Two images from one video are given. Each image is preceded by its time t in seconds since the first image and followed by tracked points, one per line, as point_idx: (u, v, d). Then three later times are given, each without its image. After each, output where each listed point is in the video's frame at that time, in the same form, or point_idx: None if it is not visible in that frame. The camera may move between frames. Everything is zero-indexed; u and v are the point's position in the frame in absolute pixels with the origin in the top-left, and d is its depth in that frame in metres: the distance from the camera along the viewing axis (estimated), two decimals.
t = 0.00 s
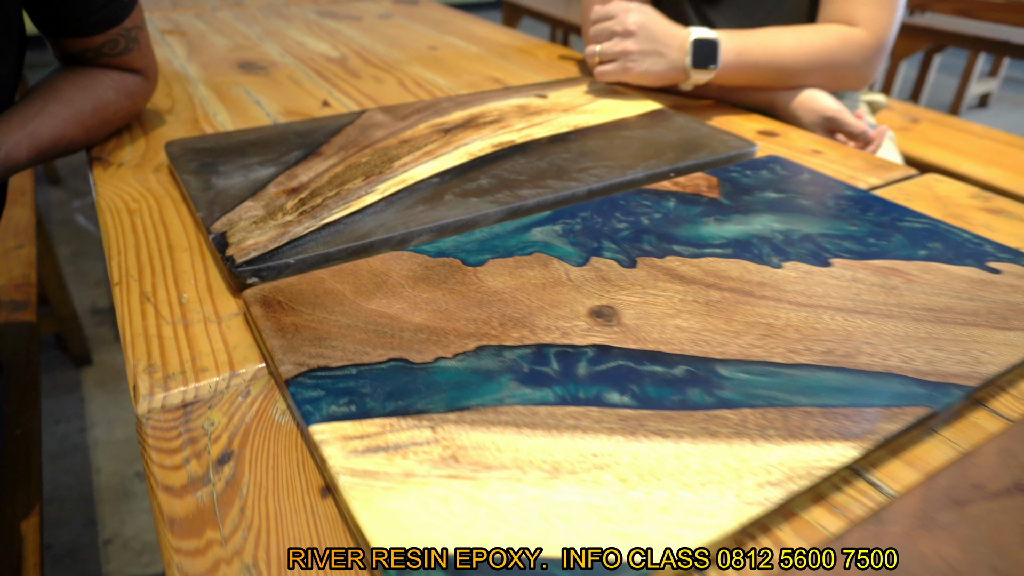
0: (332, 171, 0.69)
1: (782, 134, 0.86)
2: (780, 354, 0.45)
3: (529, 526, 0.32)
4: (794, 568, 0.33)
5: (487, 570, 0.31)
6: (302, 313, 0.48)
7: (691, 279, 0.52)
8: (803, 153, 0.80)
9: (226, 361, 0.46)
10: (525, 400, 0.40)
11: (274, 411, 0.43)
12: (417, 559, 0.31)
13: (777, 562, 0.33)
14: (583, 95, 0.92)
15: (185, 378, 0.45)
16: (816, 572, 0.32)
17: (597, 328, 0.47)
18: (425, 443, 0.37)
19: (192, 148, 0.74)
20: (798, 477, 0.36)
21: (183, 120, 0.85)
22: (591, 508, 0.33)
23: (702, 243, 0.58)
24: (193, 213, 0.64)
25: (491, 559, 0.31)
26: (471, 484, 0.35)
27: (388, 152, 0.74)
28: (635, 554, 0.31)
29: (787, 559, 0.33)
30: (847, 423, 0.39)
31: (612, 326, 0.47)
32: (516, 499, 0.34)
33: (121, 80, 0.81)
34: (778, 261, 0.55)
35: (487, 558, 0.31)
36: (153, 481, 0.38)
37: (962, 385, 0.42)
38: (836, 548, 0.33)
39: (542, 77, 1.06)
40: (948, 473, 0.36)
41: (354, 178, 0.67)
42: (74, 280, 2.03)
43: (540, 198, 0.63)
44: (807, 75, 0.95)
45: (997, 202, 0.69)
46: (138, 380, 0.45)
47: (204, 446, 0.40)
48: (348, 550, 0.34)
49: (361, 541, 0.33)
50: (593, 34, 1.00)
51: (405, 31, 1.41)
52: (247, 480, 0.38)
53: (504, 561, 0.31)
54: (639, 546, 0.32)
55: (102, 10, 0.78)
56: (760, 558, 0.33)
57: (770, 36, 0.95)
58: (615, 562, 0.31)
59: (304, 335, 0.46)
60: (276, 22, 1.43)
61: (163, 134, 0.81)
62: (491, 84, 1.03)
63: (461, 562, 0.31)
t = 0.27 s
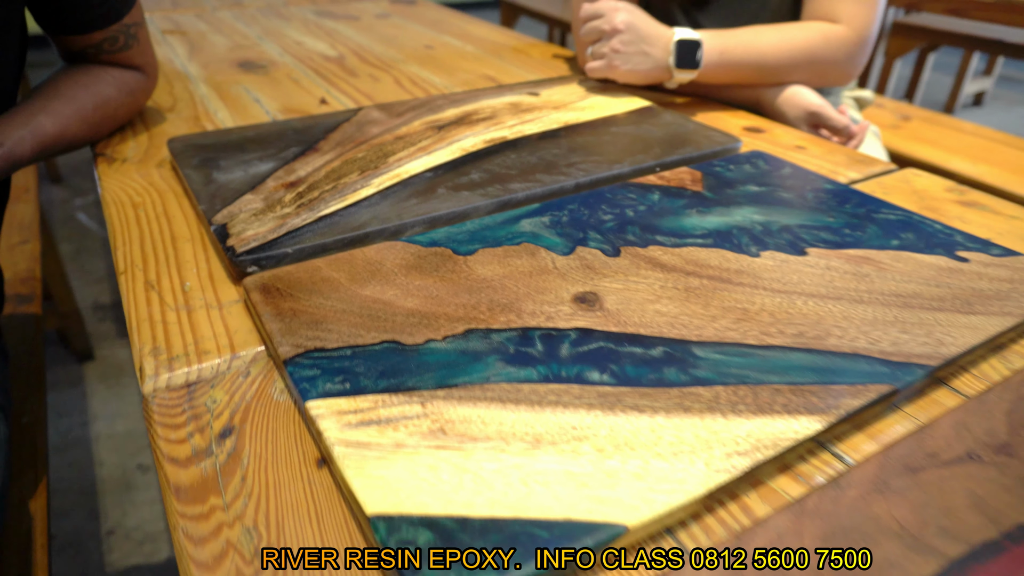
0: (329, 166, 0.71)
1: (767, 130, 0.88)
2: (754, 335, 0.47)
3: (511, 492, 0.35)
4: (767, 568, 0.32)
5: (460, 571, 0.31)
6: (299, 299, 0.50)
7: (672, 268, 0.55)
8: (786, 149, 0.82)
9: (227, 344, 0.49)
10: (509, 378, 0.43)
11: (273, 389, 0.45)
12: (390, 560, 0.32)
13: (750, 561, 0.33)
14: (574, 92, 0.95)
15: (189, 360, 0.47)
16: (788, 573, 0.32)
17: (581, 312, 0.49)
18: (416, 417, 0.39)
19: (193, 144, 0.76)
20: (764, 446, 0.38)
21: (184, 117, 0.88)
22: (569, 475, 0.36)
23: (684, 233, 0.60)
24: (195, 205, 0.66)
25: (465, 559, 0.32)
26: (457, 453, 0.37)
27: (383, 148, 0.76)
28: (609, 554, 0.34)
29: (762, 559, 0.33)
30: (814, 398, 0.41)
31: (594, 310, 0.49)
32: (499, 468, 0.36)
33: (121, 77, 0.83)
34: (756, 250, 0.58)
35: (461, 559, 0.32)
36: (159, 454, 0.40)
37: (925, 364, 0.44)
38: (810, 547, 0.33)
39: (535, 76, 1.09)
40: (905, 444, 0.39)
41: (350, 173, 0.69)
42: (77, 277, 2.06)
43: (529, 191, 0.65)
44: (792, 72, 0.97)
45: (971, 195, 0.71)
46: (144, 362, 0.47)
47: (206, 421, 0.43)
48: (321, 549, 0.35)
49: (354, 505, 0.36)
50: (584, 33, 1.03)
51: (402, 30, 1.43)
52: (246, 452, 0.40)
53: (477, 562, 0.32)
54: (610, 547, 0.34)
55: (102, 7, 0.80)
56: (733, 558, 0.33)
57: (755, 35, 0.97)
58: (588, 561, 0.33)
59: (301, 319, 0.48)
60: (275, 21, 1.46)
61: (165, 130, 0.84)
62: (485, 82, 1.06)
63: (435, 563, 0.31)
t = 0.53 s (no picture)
0: (332, 159, 0.73)
1: (758, 125, 0.91)
2: (739, 317, 0.49)
3: (505, 459, 0.37)
4: (741, 568, 0.32)
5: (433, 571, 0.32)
6: (305, 284, 0.53)
7: (662, 255, 0.57)
8: (776, 143, 0.85)
9: (236, 326, 0.51)
10: (505, 356, 0.45)
11: (280, 368, 0.48)
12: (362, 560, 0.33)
13: (724, 562, 0.32)
14: (570, 88, 0.97)
15: (200, 341, 0.49)
16: (764, 572, 0.32)
17: (574, 296, 0.51)
18: (416, 391, 0.42)
19: (199, 138, 0.78)
20: (745, 417, 0.40)
21: (190, 113, 0.90)
22: (560, 443, 0.38)
23: (674, 223, 0.62)
24: (202, 196, 0.69)
25: (438, 559, 0.32)
26: (455, 424, 0.39)
27: (384, 142, 0.78)
28: (582, 554, 0.34)
29: (735, 559, 0.32)
30: (794, 374, 0.44)
31: (586, 294, 0.52)
32: (495, 437, 0.38)
33: (128, 72, 0.85)
34: (743, 238, 0.60)
35: (434, 559, 0.32)
36: (172, 427, 0.43)
37: (901, 344, 0.46)
38: (783, 547, 0.33)
39: (533, 73, 1.11)
40: (879, 417, 0.41)
41: (352, 165, 0.71)
42: (80, 274, 2.08)
43: (525, 182, 0.68)
44: (780, 67, 1.00)
45: (954, 187, 0.74)
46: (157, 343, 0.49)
47: (217, 396, 0.45)
48: (293, 549, 0.34)
49: (357, 472, 0.38)
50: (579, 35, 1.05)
51: (402, 29, 1.45)
52: (255, 425, 0.43)
53: (450, 562, 0.32)
54: (586, 548, 0.34)
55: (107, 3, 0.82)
56: (707, 558, 0.33)
57: (744, 31, 0.99)
58: (561, 562, 0.34)
59: (307, 302, 0.50)
60: (276, 20, 1.48)
61: (171, 125, 0.86)
62: (483, 79, 1.08)
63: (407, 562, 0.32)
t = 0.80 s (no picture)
0: (325, 152, 0.76)
1: (743, 121, 0.93)
2: (710, 302, 0.51)
3: (481, 429, 0.39)
4: (715, 568, 0.32)
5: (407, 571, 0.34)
6: (297, 270, 0.55)
7: (640, 243, 0.59)
8: (759, 139, 0.87)
9: (230, 310, 0.53)
10: (485, 336, 0.47)
11: (272, 348, 0.50)
12: (337, 560, 0.35)
13: (698, 561, 0.32)
14: (559, 86, 0.99)
15: (196, 324, 0.52)
16: (737, 572, 0.32)
17: (554, 282, 0.54)
18: (399, 368, 0.44)
19: (197, 133, 0.81)
20: (709, 393, 0.42)
21: (188, 109, 0.92)
22: (534, 416, 0.40)
23: (654, 214, 0.64)
24: (199, 188, 0.71)
25: (413, 559, 0.35)
26: (435, 397, 0.41)
27: (376, 136, 0.81)
28: (556, 554, 0.33)
29: (709, 559, 0.32)
30: (759, 354, 0.46)
31: (566, 280, 0.54)
32: (472, 409, 0.40)
33: (129, 69, 0.88)
34: (720, 229, 0.62)
35: (409, 559, 0.35)
36: (169, 402, 0.45)
37: (863, 326, 0.49)
38: (758, 547, 0.33)
39: (524, 71, 1.13)
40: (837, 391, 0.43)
41: (344, 159, 0.74)
42: (80, 270, 2.10)
43: (512, 175, 0.70)
44: (761, 63, 1.03)
45: (929, 181, 0.76)
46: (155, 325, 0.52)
47: (211, 374, 0.47)
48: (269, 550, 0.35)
49: (343, 442, 0.40)
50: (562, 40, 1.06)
51: (398, 28, 1.47)
52: (247, 400, 0.45)
53: (425, 562, 0.35)
54: (559, 547, 0.33)
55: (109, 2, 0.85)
56: (681, 558, 0.32)
57: (724, 31, 1.02)
58: (535, 562, 0.32)
59: (298, 287, 0.53)
60: (274, 19, 1.50)
61: (170, 121, 0.88)
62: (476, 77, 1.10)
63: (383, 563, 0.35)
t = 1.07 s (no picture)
0: (322, 148, 0.78)
1: (729, 118, 0.95)
2: (688, 288, 0.54)
3: (466, 404, 0.42)
4: (688, 567, 0.33)
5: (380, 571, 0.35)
6: (294, 259, 0.57)
7: (624, 234, 0.62)
8: (744, 135, 0.89)
9: (230, 297, 0.56)
10: (472, 320, 0.50)
11: (269, 331, 0.52)
12: (310, 560, 0.35)
13: (672, 562, 0.33)
14: (552, 84, 1.01)
15: (197, 310, 0.54)
16: (711, 572, 0.33)
17: (539, 270, 0.56)
18: (390, 349, 0.46)
19: (198, 129, 0.83)
20: (681, 372, 0.45)
21: (189, 106, 0.95)
22: (515, 392, 0.43)
23: (638, 206, 0.67)
24: (200, 181, 0.73)
25: (387, 560, 0.35)
26: (423, 375, 0.44)
27: (372, 132, 0.83)
28: (530, 555, 0.33)
29: (682, 559, 0.33)
30: (733, 336, 0.48)
31: (551, 268, 0.56)
32: (458, 386, 0.43)
33: (132, 67, 0.90)
34: (701, 220, 0.65)
35: (382, 560, 0.35)
36: (172, 381, 0.48)
37: (833, 311, 0.51)
38: (730, 547, 0.34)
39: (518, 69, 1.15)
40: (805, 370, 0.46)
41: (340, 154, 0.76)
42: (83, 267, 2.13)
43: (503, 169, 0.72)
44: (748, 60, 1.05)
45: (907, 175, 0.78)
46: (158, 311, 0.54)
47: (212, 355, 0.50)
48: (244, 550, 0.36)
49: (335, 417, 0.43)
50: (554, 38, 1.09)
51: (396, 28, 1.50)
52: (245, 380, 0.47)
53: (398, 562, 0.35)
54: (533, 547, 0.33)
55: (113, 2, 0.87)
56: (654, 558, 0.33)
57: (712, 28, 1.05)
58: (509, 562, 0.33)
59: (294, 274, 0.55)
60: (274, 19, 1.53)
61: (172, 118, 0.91)
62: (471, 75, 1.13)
63: (355, 564, 0.35)
